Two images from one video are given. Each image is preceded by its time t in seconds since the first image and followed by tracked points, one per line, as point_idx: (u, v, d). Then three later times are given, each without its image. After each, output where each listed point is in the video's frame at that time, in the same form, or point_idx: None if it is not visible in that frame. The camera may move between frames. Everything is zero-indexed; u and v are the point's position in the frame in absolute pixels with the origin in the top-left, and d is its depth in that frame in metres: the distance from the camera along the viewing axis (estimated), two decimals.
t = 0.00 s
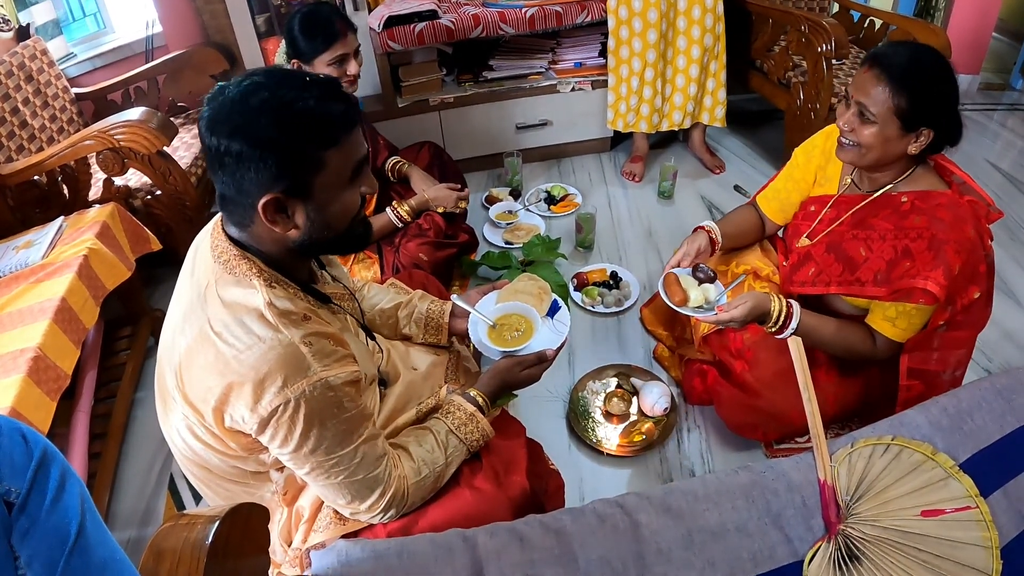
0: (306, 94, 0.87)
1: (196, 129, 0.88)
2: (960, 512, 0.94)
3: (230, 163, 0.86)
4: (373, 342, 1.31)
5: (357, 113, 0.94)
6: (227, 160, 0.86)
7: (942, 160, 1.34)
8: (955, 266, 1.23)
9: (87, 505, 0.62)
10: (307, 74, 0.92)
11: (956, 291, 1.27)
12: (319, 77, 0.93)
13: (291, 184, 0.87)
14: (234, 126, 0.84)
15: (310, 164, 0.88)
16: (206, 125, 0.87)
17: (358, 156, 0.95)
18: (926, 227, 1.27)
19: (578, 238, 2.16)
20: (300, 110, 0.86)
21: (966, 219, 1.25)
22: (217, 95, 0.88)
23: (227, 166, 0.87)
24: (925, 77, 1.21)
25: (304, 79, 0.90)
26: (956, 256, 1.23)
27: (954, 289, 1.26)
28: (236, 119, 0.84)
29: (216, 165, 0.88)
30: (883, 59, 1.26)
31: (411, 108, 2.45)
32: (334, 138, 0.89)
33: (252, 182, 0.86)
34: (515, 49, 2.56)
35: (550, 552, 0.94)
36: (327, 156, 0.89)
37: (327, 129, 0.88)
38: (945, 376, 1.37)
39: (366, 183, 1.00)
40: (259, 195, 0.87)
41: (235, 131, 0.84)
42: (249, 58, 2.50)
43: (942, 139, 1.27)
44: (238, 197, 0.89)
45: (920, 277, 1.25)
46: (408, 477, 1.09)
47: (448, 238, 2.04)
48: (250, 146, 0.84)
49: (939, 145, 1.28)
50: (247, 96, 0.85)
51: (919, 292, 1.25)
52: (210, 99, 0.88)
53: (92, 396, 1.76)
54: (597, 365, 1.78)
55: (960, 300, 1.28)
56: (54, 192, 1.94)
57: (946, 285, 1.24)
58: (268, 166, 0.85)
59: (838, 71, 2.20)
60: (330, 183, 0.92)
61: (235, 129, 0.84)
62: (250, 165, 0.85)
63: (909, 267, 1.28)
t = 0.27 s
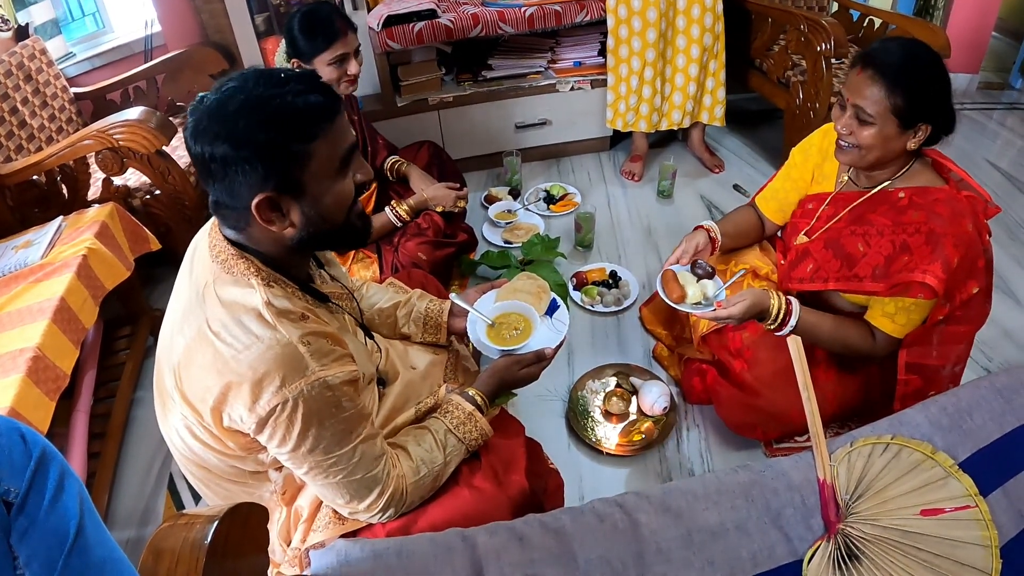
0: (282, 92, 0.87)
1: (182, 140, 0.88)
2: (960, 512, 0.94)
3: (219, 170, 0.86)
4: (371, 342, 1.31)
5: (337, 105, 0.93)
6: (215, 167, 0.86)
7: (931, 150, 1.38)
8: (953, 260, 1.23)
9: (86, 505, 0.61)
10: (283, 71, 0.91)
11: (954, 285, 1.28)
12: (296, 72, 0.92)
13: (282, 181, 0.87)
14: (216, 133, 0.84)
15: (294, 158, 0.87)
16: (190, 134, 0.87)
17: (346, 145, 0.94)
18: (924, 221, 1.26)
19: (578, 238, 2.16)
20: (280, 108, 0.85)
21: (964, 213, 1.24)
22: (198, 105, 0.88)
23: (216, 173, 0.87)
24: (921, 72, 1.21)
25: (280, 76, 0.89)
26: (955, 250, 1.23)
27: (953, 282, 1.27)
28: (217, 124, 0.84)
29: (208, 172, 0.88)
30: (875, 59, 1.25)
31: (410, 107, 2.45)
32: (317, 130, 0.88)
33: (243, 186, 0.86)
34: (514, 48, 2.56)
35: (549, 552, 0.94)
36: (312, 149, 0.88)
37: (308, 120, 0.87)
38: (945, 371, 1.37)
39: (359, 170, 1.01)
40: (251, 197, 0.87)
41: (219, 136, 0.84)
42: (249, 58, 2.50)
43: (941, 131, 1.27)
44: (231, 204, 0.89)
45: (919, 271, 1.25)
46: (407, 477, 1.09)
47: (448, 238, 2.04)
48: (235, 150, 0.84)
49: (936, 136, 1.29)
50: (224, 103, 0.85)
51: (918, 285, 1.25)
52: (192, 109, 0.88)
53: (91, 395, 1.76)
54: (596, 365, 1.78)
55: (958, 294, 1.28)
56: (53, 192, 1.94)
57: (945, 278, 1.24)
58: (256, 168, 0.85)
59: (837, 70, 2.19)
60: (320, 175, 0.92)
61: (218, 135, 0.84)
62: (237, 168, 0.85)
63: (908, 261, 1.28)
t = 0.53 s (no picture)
0: (276, 91, 0.87)
1: (178, 141, 0.88)
2: (958, 510, 0.94)
3: (215, 171, 0.86)
4: (369, 342, 1.30)
5: (334, 104, 0.93)
6: (212, 168, 0.86)
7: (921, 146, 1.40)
8: (947, 256, 1.23)
9: (85, 506, 0.61)
10: (278, 69, 0.91)
11: (947, 281, 1.28)
12: (291, 70, 0.92)
13: (279, 181, 0.87)
14: (212, 134, 0.84)
15: (291, 158, 0.87)
16: (185, 136, 0.87)
17: (340, 143, 0.94)
18: (918, 218, 1.26)
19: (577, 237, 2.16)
20: (275, 107, 0.85)
21: (957, 209, 1.24)
22: (192, 106, 0.88)
23: (212, 174, 0.87)
24: (914, 72, 1.21)
25: (275, 75, 0.89)
26: (948, 246, 1.23)
27: (946, 278, 1.27)
28: (211, 125, 0.84)
29: (202, 172, 0.88)
30: (866, 62, 1.25)
31: (409, 107, 2.45)
32: (313, 129, 0.88)
33: (239, 187, 0.86)
34: (513, 47, 2.55)
35: (548, 552, 0.94)
36: (309, 148, 0.88)
37: (305, 119, 0.87)
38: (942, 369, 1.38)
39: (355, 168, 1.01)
40: (249, 197, 0.87)
41: (215, 136, 0.84)
42: (247, 58, 2.50)
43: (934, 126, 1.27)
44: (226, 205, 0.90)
45: (911, 267, 1.25)
46: (405, 477, 1.09)
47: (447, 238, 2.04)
48: (232, 150, 0.84)
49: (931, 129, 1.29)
50: (219, 103, 0.85)
51: (912, 282, 1.25)
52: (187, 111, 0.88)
53: (90, 396, 1.75)
54: (595, 364, 1.77)
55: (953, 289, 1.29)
56: (51, 193, 1.94)
57: (938, 274, 1.24)
58: (253, 168, 0.85)
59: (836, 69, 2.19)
60: (317, 173, 0.92)
61: (214, 135, 0.84)
62: (234, 168, 0.85)
63: (901, 257, 1.28)
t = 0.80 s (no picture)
0: (274, 88, 0.86)
1: (180, 141, 0.88)
2: (959, 510, 0.94)
3: (218, 168, 0.86)
4: (370, 340, 1.30)
5: (335, 101, 0.93)
6: (214, 165, 0.86)
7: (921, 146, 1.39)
8: (942, 261, 1.23)
9: (85, 504, 0.60)
10: (278, 66, 0.91)
11: (945, 286, 1.28)
12: (291, 67, 0.92)
13: (285, 178, 0.88)
14: (214, 132, 0.84)
15: (294, 153, 0.87)
16: (186, 133, 0.87)
17: (342, 138, 0.94)
18: (914, 221, 1.26)
19: (577, 236, 2.16)
20: (277, 104, 0.85)
21: (955, 211, 1.24)
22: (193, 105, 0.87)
23: (215, 171, 0.87)
24: (912, 78, 1.20)
25: (276, 72, 0.89)
26: (944, 251, 1.23)
27: (942, 283, 1.27)
28: (213, 121, 0.84)
29: (204, 168, 0.87)
30: (863, 69, 1.24)
31: (410, 105, 2.45)
32: (315, 124, 0.88)
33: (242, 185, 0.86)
34: (514, 47, 2.56)
35: (548, 551, 0.94)
36: (311, 143, 0.88)
37: (308, 114, 0.87)
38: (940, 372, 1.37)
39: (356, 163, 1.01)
40: (253, 193, 0.87)
41: (217, 134, 0.84)
42: (248, 56, 2.50)
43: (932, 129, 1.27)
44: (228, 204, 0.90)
45: (907, 271, 1.25)
46: (405, 476, 1.09)
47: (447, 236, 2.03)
48: (236, 146, 0.84)
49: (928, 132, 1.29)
50: (222, 100, 0.85)
51: (907, 286, 1.25)
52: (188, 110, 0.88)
53: (90, 394, 1.75)
54: (596, 363, 1.77)
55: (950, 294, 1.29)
56: (52, 191, 1.93)
57: (932, 279, 1.24)
58: (256, 164, 0.85)
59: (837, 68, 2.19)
60: (320, 168, 0.92)
61: (217, 131, 0.84)
62: (237, 165, 0.85)
63: (898, 261, 1.28)
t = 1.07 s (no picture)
0: (281, 81, 0.86)
1: (195, 141, 0.85)
2: (959, 511, 0.94)
3: (242, 164, 0.85)
4: (370, 338, 1.30)
5: (335, 93, 0.92)
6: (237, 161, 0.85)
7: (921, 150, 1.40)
8: (937, 270, 1.24)
9: (84, 502, 0.60)
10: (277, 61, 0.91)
11: (939, 294, 1.29)
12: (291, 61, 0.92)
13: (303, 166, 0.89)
14: (239, 128, 0.83)
15: (311, 142, 0.88)
16: (190, 127, 0.85)
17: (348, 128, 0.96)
18: (909, 229, 1.26)
19: (578, 235, 2.15)
20: (288, 96, 0.85)
21: (952, 220, 1.24)
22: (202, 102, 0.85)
23: (239, 168, 0.86)
24: (903, 88, 1.20)
25: (281, 66, 0.88)
26: (938, 260, 1.23)
27: (935, 292, 1.28)
28: (221, 113, 0.83)
29: (207, 163, 0.86)
30: (856, 78, 1.24)
31: (411, 104, 2.45)
32: (328, 113, 0.90)
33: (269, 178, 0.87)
34: (515, 45, 2.56)
35: (548, 549, 0.94)
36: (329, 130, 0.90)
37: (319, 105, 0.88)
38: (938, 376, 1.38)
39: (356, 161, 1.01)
40: (280, 185, 0.88)
41: (223, 129, 0.83)
42: (249, 54, 2.50)
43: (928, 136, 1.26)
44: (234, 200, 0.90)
45: (900, 281, 1.26)
46: (405, 475, 1.09)
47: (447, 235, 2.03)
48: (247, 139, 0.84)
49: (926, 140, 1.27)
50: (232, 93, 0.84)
51: (900, 295, 1.26)
52: (197, 108, 0.85)
53: (89, 392, 1.75)
54: (596, 363, 1.77)
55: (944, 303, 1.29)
56: (52, 188, 1.93)
57: (926, 289, 1.25)
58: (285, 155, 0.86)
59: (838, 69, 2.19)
60: (335, 155, 0.94)
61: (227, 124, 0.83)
62: (264, 159, 0.85)
63: (892, 270, 1.29)
